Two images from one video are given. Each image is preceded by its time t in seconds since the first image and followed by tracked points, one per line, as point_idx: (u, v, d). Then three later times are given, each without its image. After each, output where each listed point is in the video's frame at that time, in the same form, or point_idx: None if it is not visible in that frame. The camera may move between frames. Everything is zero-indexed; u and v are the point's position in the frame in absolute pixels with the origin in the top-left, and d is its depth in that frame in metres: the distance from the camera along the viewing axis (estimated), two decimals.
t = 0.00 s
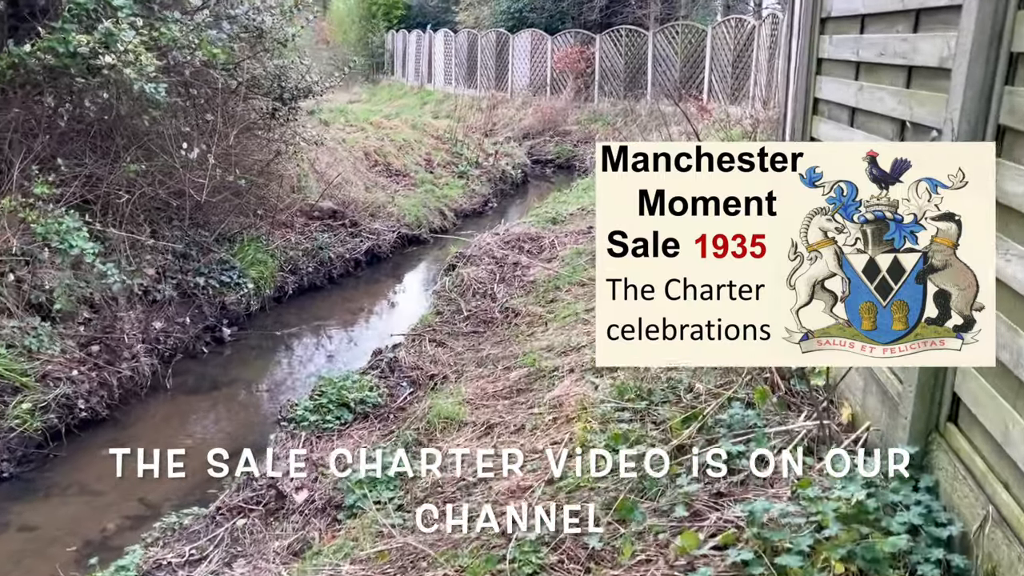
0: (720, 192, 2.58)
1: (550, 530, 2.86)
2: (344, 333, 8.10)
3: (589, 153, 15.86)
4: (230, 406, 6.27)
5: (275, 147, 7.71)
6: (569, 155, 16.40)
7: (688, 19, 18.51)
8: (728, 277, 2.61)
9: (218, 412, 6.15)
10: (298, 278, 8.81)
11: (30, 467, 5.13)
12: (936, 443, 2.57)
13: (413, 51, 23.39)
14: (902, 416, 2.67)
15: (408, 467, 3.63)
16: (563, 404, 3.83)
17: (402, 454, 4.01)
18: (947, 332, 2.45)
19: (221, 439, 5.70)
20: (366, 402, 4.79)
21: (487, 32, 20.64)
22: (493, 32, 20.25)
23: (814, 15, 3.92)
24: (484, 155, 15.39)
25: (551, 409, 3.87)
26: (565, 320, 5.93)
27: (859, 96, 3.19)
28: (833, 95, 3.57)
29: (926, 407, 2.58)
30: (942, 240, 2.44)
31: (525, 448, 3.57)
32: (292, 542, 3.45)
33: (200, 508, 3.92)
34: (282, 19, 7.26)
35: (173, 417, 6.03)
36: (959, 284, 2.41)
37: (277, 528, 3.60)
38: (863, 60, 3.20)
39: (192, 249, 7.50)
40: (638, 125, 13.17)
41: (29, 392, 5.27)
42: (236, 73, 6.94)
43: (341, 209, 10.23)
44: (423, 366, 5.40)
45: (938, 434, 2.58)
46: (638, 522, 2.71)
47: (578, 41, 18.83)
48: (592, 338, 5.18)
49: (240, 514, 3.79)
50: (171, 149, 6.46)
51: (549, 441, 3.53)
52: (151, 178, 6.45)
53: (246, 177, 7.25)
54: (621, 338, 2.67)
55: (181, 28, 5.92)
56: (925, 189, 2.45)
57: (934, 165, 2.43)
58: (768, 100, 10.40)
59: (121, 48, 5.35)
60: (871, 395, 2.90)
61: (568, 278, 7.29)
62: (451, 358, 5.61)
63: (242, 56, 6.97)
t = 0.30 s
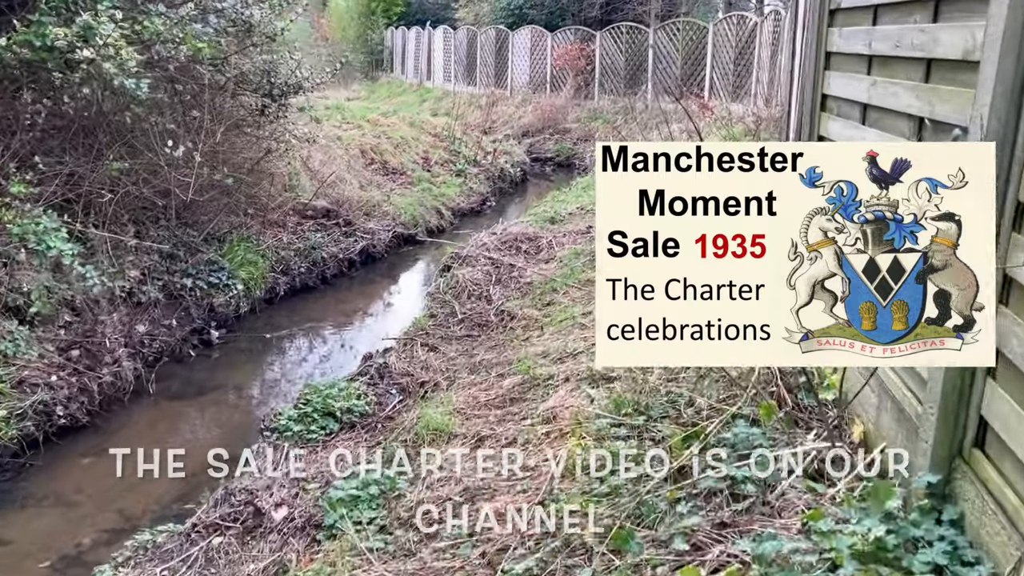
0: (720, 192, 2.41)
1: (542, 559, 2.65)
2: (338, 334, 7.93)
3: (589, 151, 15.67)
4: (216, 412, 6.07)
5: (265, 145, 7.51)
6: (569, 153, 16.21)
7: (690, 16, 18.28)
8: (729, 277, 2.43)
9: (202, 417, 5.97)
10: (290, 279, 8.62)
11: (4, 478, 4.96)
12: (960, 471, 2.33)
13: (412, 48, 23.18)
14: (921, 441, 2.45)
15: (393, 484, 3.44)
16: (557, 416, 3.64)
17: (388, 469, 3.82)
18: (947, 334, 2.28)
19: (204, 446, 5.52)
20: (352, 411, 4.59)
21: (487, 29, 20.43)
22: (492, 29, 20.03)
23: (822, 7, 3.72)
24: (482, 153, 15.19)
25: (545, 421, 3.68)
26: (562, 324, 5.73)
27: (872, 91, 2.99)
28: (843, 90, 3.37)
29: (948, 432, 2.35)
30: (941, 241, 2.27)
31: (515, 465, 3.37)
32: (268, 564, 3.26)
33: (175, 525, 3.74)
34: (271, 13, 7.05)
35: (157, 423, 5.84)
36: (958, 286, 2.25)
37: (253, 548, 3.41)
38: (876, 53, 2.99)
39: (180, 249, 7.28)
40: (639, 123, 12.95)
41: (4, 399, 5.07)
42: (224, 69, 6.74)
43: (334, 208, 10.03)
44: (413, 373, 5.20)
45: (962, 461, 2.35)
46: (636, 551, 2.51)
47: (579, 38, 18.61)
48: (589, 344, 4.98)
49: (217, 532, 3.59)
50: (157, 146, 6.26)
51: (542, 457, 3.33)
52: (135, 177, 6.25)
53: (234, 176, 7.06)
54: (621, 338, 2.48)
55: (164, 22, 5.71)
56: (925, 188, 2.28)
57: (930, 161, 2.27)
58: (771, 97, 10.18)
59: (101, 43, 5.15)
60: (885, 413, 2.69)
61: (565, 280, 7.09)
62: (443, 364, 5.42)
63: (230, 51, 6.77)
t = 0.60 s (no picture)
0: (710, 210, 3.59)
1: None
2: (335, 341, 7.76)
3: (590, 151, 15.45)
4: (201, 427, 5.82)
5: (255, 148, 7.29)
6: (570, 152, 15.99)
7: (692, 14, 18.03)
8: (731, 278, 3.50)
9: (188, 432, 5.75)
10: (283, 285, 8.39)
11: None
12: (1007, 529, 2.00)
13: (412, 46, 22.93)
14: (961, 492, 2.13)
15: (378, 519, 3.22)
16: (555, 443, 3.41)
17: (376, 499, 3.59)
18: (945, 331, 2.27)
19: (188, 465, 5.30)
20: (340, 432, 4.36)
21: (487, 27, 20.16)
22: (493, 27, 19.78)
23: (839, 6, 3.49)
24: (482, 153, 14.94)
25: (542, 448, 3.45)
26: (561, 336, 5.49)
27: (896, 96, 2.75)
28: (862, 95, 3.15)
29: (991, 483, 2.02)
30: (941, 241, 2.35)
31: (510, 498, 3.14)
32: None
33: (150, 558, 3.51)
34: (260, 11, 6.82)
35: (141, 439, 5.61)
36: (960, 285, 2.24)
37: None
38: (901, 55, 2.76)
39: (167, 255, 7.06)
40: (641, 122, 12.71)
41: None
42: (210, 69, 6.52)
43: (329, 211, 9.80)
44: (406, 388, 4.97)
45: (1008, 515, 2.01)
46: None
47: (580, 36, 18.36)
48: (590, 360, 4.74)
49: (192, 567, 3.37)
50: (140, 150, 6.04)
51: (539, 491, 3.10)
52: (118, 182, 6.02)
53: (223, 180, 6.84)
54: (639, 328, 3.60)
55: (146, 21, 5.48)
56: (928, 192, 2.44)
57: (932, 167, 2.42)
58: (776, 97, 9.93)
59: (78, 43, 4.91)
60: (913, 450, 2.45)
61: (565, 287, 6.87)
62: (437, 378, 5.18)
63: (217, 51, 6.55)
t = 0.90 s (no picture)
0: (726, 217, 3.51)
1: None
2: (330, 346, 7.60)
3: (589, 149, 15.28)
4: (189, 439, 5.65)
5: (244, 149, 7.11)
6: (568, 151, 15.84)
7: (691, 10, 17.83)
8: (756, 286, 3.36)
9: (177, 442, 5.58)
10: (275, 289, 8.21)
11: None
12: None
13: (409, 44, 22.76)
14: (991, 533, 1.93)
15: (361, 547, 3.04)
16: (551, 465, 3.24)
17: (362, 522, 3.41)
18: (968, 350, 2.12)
19: (173, 478, 5.13)
20: (327, 449, 4.20)
21: (484, 25, 19.98)
22: (490, 24, 19.59)
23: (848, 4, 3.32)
24: (479, 152, 14.75)
25: (537, 469, 3.28)
26: (558, 344, 5.31)
27: (913, 98, 2.57)
28: (873, 98, 2.98)
29: None
30: (958, 255, 2.20)
31: (502, 525, 2.97)
32: None
33: None
34: (246, 10, 6.64)
35: (126, 452, 5.44)
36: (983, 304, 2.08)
37: None
38: (917, 54, 2.58)
39: (154, 260, 6.88)
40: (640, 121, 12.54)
41: None
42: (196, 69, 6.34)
43: (323, 213, 9.62)
44: (397, 400, 4.80)
45: None
46: None
47: (578, 34, 18.18)
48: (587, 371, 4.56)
49: None
50: (124, 153, 5.86)
51: (533, 518, 2.93)
52: (101, 186, 5.85)
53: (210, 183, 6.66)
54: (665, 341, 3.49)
55: (128, 20, 5.30)
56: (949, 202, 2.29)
57: (947, 172, 2.30)
58: (777, 95, 9.75)
59: (54, 44, 4.72)
60: (935, 481, 2.28)
61: (562, 292, 6.70)
62: (430, 389, 5.01)
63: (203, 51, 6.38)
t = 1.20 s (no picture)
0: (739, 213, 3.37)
1: None
2: (332, 348, 7.44)
3: (594, 147, 15.09)
4: (186, 447, 5.47)
5: (241, 149, 6.93)
6: (573, 148, 15.67)
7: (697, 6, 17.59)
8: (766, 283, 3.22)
9: (171, 450, 5.40)
10: (274, 291, 8.03)
11: None
12: None
13: (412, 42, 22.58)
14: None
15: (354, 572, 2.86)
16: (558, 484, 3.05)
17: (358, 542, 3.23)
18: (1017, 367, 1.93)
19: (167, 488, 4.96)
20: (323, 462, 4.02)
21: (487, 21, 19.77)
22: (493, 21, 19.39)
23: None
24: (483, 150, 14.56)
25: (542, 488, 3.10)
26: (564, 350, 5.12)
27: (949, 89, 2.38)
28: (902, 92, 2.78)
29: None
30: (1003, 263, 2.01)
31: (505, 551, 2.78)
32: None
33: None
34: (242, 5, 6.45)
35: (119, 462, 5.26)
36: None
37: None
38: (954, 42, 2.38)
39: (149, 263, 6.70)
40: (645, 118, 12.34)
41: None
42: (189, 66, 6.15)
43: (323, 213, 9.44)
44: (396, 409, 4.61)
45: None
46: None
47: (582, 30, 17.97)
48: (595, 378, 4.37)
49: None
50: (115, 153, 5.68)
51: (539, 543, 2.74)
52: (93, 187, 5.68)
53: (206, 184, 6.48)
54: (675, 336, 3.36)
55: (118, 16, 5.11)
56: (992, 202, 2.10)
57: (989, 170, 2.11)
58: (786, 91, 9.54)
59: (38, 41, 4.54)
60: (978, 510, 2.10)
61: (567, 295, 6.51)
62: (431, 397, 4.82)
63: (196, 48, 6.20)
